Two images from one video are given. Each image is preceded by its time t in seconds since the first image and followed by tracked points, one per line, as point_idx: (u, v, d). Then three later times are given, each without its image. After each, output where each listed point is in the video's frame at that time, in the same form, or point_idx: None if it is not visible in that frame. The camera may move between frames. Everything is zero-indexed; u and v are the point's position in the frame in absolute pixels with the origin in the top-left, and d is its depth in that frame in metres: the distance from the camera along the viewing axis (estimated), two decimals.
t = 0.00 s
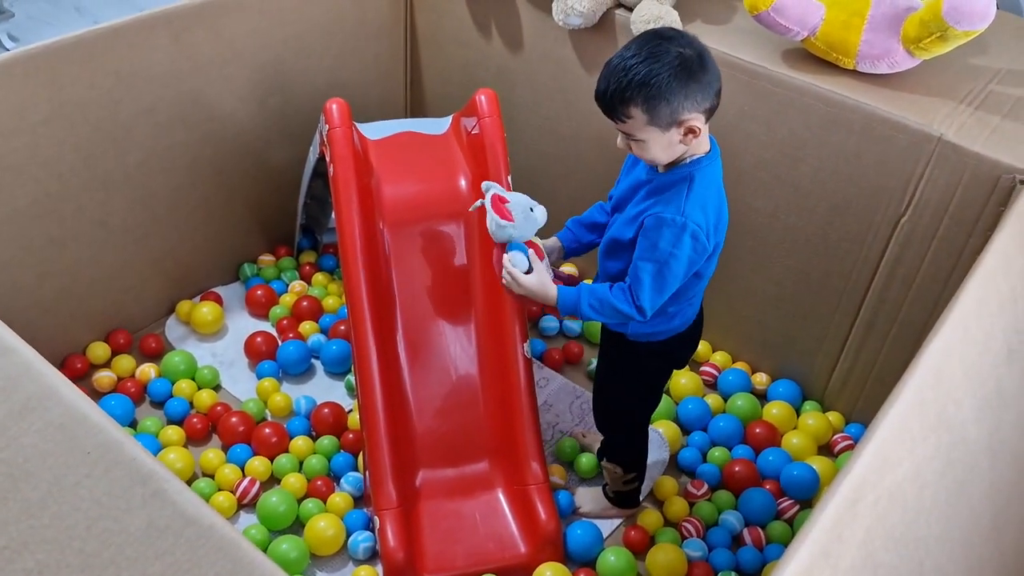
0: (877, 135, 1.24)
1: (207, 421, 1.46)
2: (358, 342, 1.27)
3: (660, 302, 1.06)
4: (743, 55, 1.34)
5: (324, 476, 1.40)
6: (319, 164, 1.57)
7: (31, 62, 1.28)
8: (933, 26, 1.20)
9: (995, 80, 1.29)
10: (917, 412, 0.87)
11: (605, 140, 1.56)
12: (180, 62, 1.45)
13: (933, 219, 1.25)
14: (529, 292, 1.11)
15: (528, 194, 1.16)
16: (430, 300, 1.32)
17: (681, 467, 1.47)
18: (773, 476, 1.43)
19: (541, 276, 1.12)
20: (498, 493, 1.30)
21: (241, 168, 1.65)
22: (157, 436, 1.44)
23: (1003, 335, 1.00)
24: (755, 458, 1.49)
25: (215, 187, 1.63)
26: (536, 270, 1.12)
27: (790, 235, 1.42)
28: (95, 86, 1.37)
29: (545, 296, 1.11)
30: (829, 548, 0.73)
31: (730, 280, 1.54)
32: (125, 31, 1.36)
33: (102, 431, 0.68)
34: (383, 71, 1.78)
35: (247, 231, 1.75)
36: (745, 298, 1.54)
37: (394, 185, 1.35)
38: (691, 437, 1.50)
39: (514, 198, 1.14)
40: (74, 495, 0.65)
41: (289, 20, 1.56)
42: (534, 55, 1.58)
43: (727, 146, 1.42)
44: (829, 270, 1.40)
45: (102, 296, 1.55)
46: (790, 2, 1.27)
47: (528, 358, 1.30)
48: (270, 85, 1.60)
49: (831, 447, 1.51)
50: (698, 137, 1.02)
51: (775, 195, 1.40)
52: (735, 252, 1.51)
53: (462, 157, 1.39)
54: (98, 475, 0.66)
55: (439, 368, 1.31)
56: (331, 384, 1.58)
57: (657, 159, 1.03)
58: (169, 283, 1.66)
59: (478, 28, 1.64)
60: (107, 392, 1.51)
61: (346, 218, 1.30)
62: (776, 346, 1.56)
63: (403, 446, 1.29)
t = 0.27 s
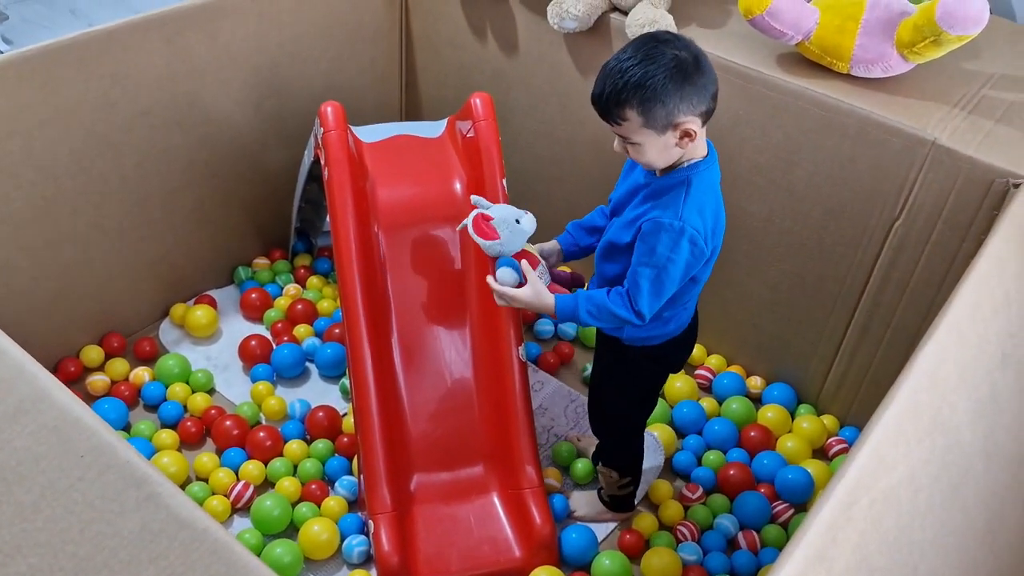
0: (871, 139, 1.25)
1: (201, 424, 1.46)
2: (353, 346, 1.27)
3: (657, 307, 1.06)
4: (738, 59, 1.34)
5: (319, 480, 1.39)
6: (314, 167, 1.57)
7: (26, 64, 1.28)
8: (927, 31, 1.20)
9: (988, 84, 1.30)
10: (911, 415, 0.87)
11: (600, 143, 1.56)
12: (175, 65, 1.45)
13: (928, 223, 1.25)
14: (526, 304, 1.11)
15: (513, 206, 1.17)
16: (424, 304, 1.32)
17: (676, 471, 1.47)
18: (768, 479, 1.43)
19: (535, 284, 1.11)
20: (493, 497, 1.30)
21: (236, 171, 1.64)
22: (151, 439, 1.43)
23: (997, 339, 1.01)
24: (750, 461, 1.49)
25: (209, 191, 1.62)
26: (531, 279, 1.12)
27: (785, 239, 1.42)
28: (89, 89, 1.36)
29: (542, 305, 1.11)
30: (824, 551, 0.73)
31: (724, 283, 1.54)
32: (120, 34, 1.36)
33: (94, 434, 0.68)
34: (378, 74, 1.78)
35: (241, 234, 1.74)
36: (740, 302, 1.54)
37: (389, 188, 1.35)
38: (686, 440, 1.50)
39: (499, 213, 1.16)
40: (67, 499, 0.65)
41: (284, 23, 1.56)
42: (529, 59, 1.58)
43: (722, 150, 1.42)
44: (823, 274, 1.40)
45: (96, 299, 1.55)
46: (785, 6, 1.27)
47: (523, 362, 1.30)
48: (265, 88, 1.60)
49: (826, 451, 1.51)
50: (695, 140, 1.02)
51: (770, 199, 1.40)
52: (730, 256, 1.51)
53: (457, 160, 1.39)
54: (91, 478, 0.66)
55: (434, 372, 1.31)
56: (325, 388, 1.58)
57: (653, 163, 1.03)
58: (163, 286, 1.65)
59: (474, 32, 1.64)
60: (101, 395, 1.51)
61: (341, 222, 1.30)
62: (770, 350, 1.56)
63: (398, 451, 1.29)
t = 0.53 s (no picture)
0: (864, 145, 1.25)
1: (194, 431, 1.45)
2: (347, 353, 1.26)
3: (663, 319, 1.07)
4: (732, 66, 1.34)
5: (313, 487, 1.39)
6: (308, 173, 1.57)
7: (17, 70, 1.27)
8: (920, 37, 1.20)
9: (981, 90, 1.30)
10: (907, 422, 0.87)
11: (594, 149, 1.56)
12: (167, 71, 1.44)
13: (921, 229, 1.26)
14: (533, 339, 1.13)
15: (501, 235, 1.14)
16: (419, 310, 1.32)
17: (671, 477, 1.47)
18: (763, 485, 1.43)
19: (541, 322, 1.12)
20: (488, 503, 1.29)
21: (229, 178, 1.64)
22: (144, 447, 1.42)
23: (990, 345, 1.01)
24: (745, 467, 1.49)
25: (202, 197, 1.62)
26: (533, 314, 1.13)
27: (779, 244, 1.42)
28: (82, 95, 1.36)
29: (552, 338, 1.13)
30: (821, 558, 0.73)
31: (719, 289, 1.54)
32: (112, 40, 1.35)
33: (86, 444, 0.67)
34: (372, 80, 1.78)
35: (235, 240, 1.74)
36: (735, 307, 1.55)
37: (383, 194, 1.34)
38: (681, 446, 1.50)
39: (491, 248, 1.13)
40: (58, 508, 0.64)
41: (277, 29, 1.56)
42: (523, 65, 1.59)
43: (716, 156, 1.42)
44: (818, 279, 1.40)
45: (88, 306, 1.54)
46: (779, 13, 1.27)
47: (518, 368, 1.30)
48: (258, 94, 1.59)
49: (820, 456, 1.51)
50: (691, 152, 1.02)
51: (764, 204, 1.40)
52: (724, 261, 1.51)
53: (451, 166, 1.39)
54: (83, 488, 0.65)
55: (428, 379, 1.31)
56: (319, 394, 1.57)
57: (650, 176, 1.03)
58: (156, 293, 1.65)
59: (468, 38, 1.64)
60: (93, 403, 1.50)
61: (335, 228, 1.29)
62: (765, 356, 1.56)
63: (393, 457, 1.29)
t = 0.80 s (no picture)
0: (860, 151, 1.26)
1: (190, 439, 1.45)
2: (344, 361, 1.26)
3: (668, 330, 1.07)
4: (728, 73, 1.35)
5: (310, 495, 1.38)
6: (305, 179, 1.57)
7: (12, 78, 1.27)
8: (915, 44, 1.21)
9: (976, 97, 1.31)
10: (906, 428, 0.87)
11: (590, 155, 1.56)
12: (163, 78, 1.44)
13: (916, 235, 1.26)
14: (536, 348, 1.15)
15: (499, 254, 1.17)
16: (416, 316, 1.32)
17: (669, 483, 1.47)
18: (760, 491, 1.43)
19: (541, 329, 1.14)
20: (485, 510, 1.29)
21: (225, 185, 1.64)
22: (140, 455, 1.42)
23: (986, 351, 1.02)
24: (742, 473, 1.49)
25: (198, 204, 1.62)
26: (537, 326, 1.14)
27: (775, 250, 1.42)
28: (77, 102, 1.36)
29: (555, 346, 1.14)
30: (820, 566, 0.73)
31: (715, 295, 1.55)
32: (108, 47, 1.35)
33: (81, 454, 0.67)
34: (368, 87, 1.78)
35: (231, 247, 1.74)
36: (731, 313, 1.55)
37: (380, 201, 1.34)
38: (679, 452, 1.50)
39: (490, 270, 1.16)
40: (55, 519, 0.65)
41: (273, 36, 1.56)
42: (519, 72, 1.59)
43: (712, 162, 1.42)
44: (814, 285, 1.41)
45: (84, 314, 1.54)
46: (774, 20, 1.28)
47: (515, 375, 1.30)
48: (254, 101, 1.59)
49: (817, 462, 1.51)
50: (686, 167, 1.01)
51: (760, 211, 1.41)
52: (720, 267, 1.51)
53: (448, 173, 1.39)
54: (79, 498, 0.66)
55: (425, 386, 1.31)
56: (316, 401, 1.57)
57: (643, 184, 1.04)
58: (152, 300, 1.64)
59: (464, 45, 1.64)
60: (89, 411, 1.49)
61: (332, 235, 1.29)
62: (761, 361, 1.56)
63: (390, 465, 1.29)
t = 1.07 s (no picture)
0: (856, 157, 1.26)
1: (186, 447, 1.44)
2: (341, 368, 1.26)
3: (650, 343, 1.06)
4: (724, 79, 1.35)
5: (306, 503, 1.38)
6: (301, 186, 1.56)
7: (8, 86, 1.27)
8: (910, 50, 1.21)
9: (971, 102, 1.31)
10: (904, 435, 0.87)
11: (587, 161, 1.56)
12: (159, 85, 1.44)
13: (913, 241, 1.26)
14: (527, 351, 1.17)
15: (495, 259, 1.15)
16: (413, 323, 1.32)
17: (667, 490, 1.46)
18: (758, 497, 1.43)
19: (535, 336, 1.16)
20: (482, 518, 1.29)
21: (221, 192, 1.64)
22: (136, 463, 1.41)
23: (983, 357, 1.02)
24: (740, 479, 1.48)
25: (194, 211, 1.61)
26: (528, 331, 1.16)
27: (772, 256, 1.42)
28: (73, 110, 1.35)
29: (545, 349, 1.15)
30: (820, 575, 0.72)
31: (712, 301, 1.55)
32: (103, 55, 1.35)
33: (77, 465, 0.68)
34: (365, 93, 1.78)
35: (227, 254, 1.73)
36: (728, 319, 1.55)
37: (376, 208, 1.34)
38: (676, 459, 1.50)
39: (485, 276, 1.14)
40: (50, 531, 0.65)
41: (269, 43, 1.56)
42: (515, 79, 1.59)
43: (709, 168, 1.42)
44: (811, 291, 1.41)
45: (80, 321, 1.53)
46: (770, 27, 1.28)
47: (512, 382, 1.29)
48: (250, 108, 1.59)
49: (815, 468, 1.51)
50: (658, 175, 1.02)
51: (757, 217, 1.41)
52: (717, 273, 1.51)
53: (445, 181, 1.39)
54: (75, 508, 0.66)
55: (422, 392, 1.31)
56: (313, 409, 1.57)
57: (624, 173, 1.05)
58: (148, 307, 1.64)
59: (460, 51, 1.64)
60: (84, 419, 1.49)
61: (329, 243, 1.29)
62: (759, 367, 1.56)
63: (386, 472, 1.28)
